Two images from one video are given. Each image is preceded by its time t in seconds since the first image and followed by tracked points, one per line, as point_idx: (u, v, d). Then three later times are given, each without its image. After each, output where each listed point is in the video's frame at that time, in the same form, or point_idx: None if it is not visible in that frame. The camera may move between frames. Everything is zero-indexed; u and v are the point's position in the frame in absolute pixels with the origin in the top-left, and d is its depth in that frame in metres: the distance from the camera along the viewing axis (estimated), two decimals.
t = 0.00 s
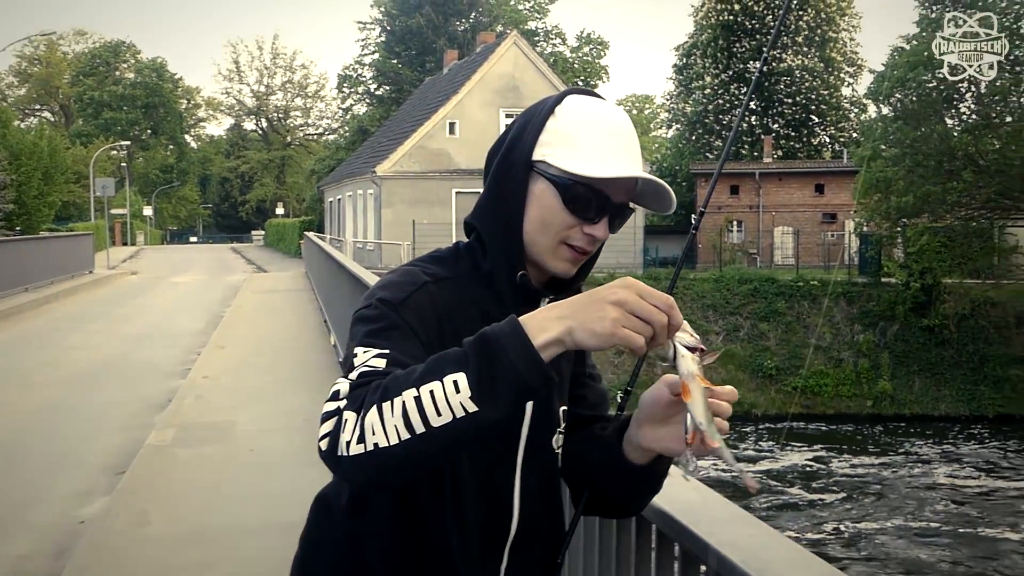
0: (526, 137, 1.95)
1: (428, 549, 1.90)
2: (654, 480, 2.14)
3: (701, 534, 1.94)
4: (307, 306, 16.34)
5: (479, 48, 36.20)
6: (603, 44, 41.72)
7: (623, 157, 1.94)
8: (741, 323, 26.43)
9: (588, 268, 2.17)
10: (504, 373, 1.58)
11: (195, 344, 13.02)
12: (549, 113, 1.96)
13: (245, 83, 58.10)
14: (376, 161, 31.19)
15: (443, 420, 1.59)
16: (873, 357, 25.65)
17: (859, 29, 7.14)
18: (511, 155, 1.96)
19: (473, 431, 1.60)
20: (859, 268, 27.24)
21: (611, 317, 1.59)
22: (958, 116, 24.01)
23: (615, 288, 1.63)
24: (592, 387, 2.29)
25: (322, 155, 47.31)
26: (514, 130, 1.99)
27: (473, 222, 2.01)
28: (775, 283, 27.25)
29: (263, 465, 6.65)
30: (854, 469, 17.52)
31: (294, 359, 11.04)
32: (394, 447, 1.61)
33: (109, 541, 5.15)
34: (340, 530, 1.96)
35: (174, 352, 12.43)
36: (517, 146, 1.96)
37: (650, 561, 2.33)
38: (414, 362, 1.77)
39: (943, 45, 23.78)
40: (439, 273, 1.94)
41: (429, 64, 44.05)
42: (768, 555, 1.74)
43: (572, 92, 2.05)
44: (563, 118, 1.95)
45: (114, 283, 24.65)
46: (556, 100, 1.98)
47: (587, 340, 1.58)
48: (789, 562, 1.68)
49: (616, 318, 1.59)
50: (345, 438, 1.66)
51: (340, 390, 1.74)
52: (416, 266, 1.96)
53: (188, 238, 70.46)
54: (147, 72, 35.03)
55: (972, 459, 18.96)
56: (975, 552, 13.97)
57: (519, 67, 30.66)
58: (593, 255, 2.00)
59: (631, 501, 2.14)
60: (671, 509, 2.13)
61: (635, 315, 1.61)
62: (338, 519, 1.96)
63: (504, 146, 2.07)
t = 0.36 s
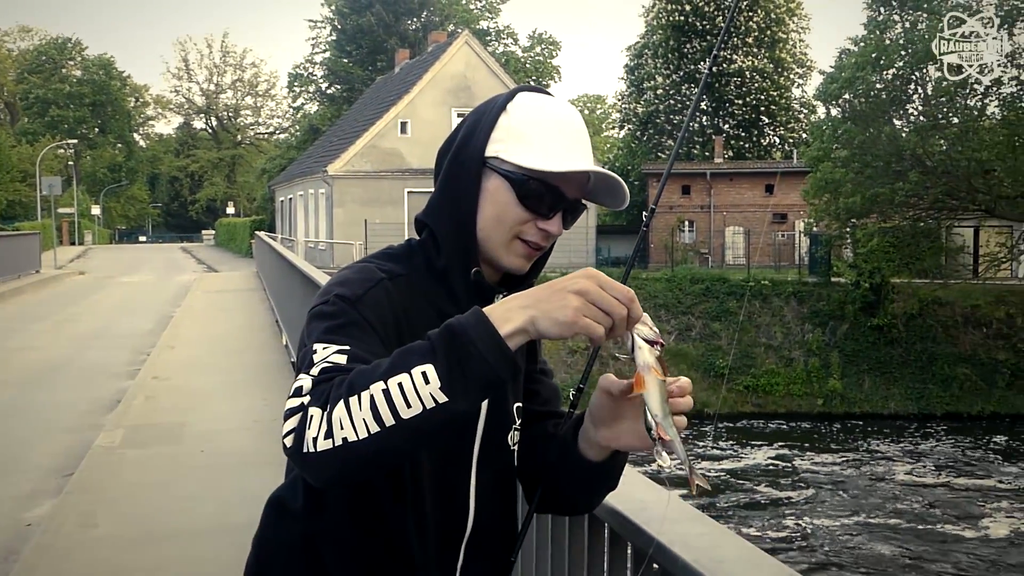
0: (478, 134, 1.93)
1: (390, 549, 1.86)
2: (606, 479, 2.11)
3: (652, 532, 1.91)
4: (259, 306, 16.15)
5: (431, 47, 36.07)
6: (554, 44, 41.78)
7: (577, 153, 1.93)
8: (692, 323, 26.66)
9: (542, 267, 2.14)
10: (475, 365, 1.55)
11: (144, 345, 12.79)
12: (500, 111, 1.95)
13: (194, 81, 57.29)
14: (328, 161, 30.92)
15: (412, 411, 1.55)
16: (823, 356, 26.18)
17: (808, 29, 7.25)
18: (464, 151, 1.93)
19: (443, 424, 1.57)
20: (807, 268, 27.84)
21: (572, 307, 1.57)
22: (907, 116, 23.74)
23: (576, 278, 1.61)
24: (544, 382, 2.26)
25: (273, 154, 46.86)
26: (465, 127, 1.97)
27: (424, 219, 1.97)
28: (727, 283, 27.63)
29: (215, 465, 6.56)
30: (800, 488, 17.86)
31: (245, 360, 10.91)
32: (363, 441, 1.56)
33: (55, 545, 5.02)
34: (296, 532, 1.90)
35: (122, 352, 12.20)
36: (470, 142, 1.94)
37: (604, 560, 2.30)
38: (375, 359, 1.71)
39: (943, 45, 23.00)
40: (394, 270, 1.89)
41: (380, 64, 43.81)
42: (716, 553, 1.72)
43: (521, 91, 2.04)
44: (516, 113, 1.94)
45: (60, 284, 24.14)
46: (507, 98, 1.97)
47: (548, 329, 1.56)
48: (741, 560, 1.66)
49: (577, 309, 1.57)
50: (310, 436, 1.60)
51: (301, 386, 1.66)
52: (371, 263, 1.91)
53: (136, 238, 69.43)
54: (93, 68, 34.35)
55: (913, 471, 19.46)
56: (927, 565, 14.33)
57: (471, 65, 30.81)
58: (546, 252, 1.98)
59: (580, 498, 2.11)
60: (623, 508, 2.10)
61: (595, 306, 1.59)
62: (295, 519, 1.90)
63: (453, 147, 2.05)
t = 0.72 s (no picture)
0: (461, 131, 1.88)
1: (377, 549, 1.80)
2: (594, 478, 2.06)
3: (635, 534, 1.86)
4: (243, 305, 16.06)
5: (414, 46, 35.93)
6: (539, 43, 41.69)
7: (560, 148, 1.89)
8: (677, 322, 26.68)
9: (525, 266, 2.09)
10: (460, 364, 1.50)
11: (127, 344, 12.66)
12: (484, 108, 1.90)
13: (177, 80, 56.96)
14: (311, 160, 30.76)
15: (397, 410, 1.49)
16: (806, 354, 26.37)
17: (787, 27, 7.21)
18: (448, 147, 1.88)
19: (427, 422, 1.51)
20: (791, 267, 28.90)
21: (557, 304, 1.52)
22: (890, 115, 23.74)
23: (559, 274, 1.56)
24: (528, 381, 2.20)
25: (255, 153, 46.57)
26: (447, 124, 1.93)
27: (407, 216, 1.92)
28: (710, 282, 27.31)
29: (198, 464, 6.49)
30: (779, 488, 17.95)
31: (229, 359, 10.82)
32: (349, 443, 1.50)
33: (36, 546, 4.94)
34: (277, 533, 1.83)
35: (104, 352, 12.07)
36: (453, 139, 1.89)
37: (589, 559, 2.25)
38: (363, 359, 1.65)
39: (943, 45, 23.16)
40: (377, 268, 1.83)
41: (364, 62, 43.61)
42: (701, 553, 1.67)
43: (503, 89, 2.00)
44: (499, 109, 1.89)
45: (42, 283, 23.91)
46: (489, 96, 1.92)
47: (533, 327, 1.51)
48: (727, 560, 1.62)
49: (562, 306, 1.52)
50: (292, 436, 1.53)
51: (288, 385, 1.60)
52: (355, 260, 1.85)
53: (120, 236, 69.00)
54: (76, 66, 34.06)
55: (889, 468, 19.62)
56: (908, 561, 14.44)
57: (454, 64, 30.73)
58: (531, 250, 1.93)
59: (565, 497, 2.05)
60: (609, 505, 2.05)
61: (581, 302, 1.54)
62: (277, 520, 1.82)
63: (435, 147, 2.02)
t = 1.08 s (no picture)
0: (450, 129, 1.87)
1: (374, 549, 1.80)
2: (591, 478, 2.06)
3: (629, 535, 1.85)
4: (237, 305, 16.04)
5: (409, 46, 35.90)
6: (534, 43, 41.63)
7: (548, 146, 1.89)
8: (671, 322, 26.70)
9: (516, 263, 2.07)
10: (470, 371, 1.49)
11: (120, 344, 12.63)
12: (472, 106, 1.89)
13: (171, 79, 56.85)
14: (305, 159, 30.71)
15: (407, 419, 1.48)
16: (800, 354, 26.44)
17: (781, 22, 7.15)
18: (437, 147, 1.86)
19: (434, 429, 1.50)
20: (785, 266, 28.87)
21: (571, 317, 1.52)
22: (883, 116, 23.74)
23: (569, 282, 1.55)
24: (519, 381, 2.19)
25: (249, 153, 46.44)
26: (433, 123, 1.92)
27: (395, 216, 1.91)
28: (705, 281, 27.41)
29: (190, 465, 6.46)
30: (770, 489, 17.99)
31: (222, 359, 10.79)
32: (359, 451, 1.48)
33: (30, 547, 4.92)
34: (271, 537, 1.82)
35: (97, 351, 12.04)
36: (443, 137, 1.87)
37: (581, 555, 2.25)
38: (364, 363, 1.63)
39: (942, 45, 23.01)
40: (371, 270, 1.82)
41: (358, 62, 43.53)
42: (698, 554, 1.67)
43: (490, 86, 1.99)
44: (489, 108, 1.88)
45: (35, 283, 23.85)
46: (477, 94, 1.91)
47: (543, 336, 1.51)
48: (719, 561, 1.61)
49: (575, 319, 1.52)
50: (297, 447, 1.52)
51: (291, 393, 1.57)
52: (348, 262, 1.83)
53: (113, 236, 68.78)
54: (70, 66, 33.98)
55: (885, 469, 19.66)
56: (900, 561, 14.49)
57: (448, 64, 30.72)
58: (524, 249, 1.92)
59: (560, 498, 2.05)
60: (605, 506, 2.05)
61: (594, 311, 1.54)
62: (273, 521, 1.81)
63: (419, 145, 2.00)
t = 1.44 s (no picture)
0: (446, 129, 1.86)
1: (377, 546, 1.79)
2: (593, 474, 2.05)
3: (633, 535, 1.85)
4: (233, 304, 16.06)
5: (405, 46, 35.88)
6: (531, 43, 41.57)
7: (545, 146, 1.89)
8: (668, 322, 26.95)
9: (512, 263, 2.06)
10: (485, 371, 1.49)
11: (117, 343, 12.63)
12: (468, 107, 1.89)
13: (166, 79, 56.72)
14: (302, 159, 30.68)
15: (423, 420, 1.47)
16: (797, 354, 26.47)
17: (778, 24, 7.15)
18: (433, 147, 1.86)
19: (445, 430, 1.50)
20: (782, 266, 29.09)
21: (588, 322, 1.53)
22: (880, 117, 23.79)
23: (582, 287, 1.56)
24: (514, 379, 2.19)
25: (245, 152, 46.46)
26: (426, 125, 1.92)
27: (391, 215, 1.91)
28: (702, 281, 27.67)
29: (187, 464, 6.45)
30: (767, 488, 18.05)
31: (219, 359, 10.77)
32: (374, 452, 1.47)
33: (27, 545, 4.92)
34: (269, 541, 1.81)
35: (94, 351, 12.03)
36: (438, 138, 1.87)
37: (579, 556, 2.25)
38: (370, 362, 1.62)
39: (940, 45, 23.07)
40: (371, 270, 1.81)
41: (355, 61, 43.50)
42: (697, 553, 1.67)
43: (484, 87, 1.99)
44: (486, 110, 1.89)
45: (31, 282, 23.80)
46: (473, 95, 1.92)
47: (557, 338, 1.52)
48: (718, 561, 1.61)
49: (591, 323, 1.54)
50: (309, 449, 1.51)
51: (298, 393, 1.55)
52: (348, 264, 1.82)
53: (109, 236, 68.83)
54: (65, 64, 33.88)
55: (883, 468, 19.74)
56: (895, 560, 14.55)
57: (445, 65, 30.66)
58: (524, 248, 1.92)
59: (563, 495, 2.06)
60: (604, 504, 2.05)
61: (607, 315, 1.56)
62: (273, 523, 1.81)
63: (411, 147, 2.00)
